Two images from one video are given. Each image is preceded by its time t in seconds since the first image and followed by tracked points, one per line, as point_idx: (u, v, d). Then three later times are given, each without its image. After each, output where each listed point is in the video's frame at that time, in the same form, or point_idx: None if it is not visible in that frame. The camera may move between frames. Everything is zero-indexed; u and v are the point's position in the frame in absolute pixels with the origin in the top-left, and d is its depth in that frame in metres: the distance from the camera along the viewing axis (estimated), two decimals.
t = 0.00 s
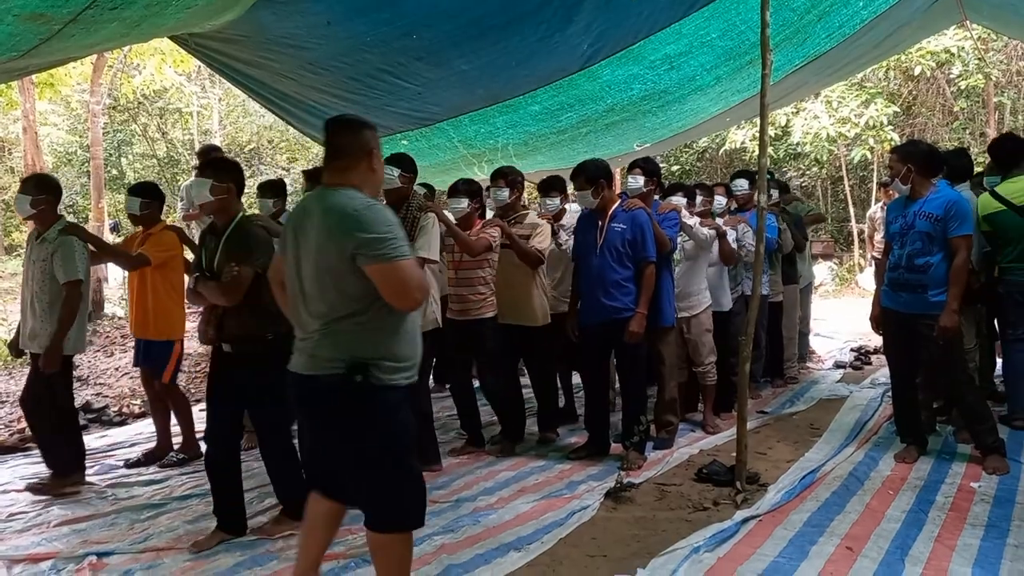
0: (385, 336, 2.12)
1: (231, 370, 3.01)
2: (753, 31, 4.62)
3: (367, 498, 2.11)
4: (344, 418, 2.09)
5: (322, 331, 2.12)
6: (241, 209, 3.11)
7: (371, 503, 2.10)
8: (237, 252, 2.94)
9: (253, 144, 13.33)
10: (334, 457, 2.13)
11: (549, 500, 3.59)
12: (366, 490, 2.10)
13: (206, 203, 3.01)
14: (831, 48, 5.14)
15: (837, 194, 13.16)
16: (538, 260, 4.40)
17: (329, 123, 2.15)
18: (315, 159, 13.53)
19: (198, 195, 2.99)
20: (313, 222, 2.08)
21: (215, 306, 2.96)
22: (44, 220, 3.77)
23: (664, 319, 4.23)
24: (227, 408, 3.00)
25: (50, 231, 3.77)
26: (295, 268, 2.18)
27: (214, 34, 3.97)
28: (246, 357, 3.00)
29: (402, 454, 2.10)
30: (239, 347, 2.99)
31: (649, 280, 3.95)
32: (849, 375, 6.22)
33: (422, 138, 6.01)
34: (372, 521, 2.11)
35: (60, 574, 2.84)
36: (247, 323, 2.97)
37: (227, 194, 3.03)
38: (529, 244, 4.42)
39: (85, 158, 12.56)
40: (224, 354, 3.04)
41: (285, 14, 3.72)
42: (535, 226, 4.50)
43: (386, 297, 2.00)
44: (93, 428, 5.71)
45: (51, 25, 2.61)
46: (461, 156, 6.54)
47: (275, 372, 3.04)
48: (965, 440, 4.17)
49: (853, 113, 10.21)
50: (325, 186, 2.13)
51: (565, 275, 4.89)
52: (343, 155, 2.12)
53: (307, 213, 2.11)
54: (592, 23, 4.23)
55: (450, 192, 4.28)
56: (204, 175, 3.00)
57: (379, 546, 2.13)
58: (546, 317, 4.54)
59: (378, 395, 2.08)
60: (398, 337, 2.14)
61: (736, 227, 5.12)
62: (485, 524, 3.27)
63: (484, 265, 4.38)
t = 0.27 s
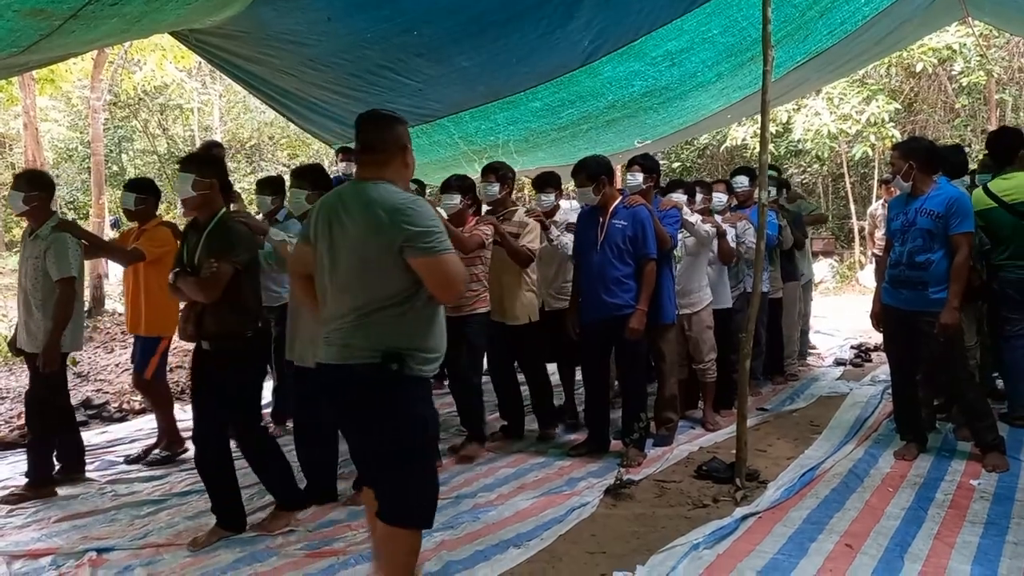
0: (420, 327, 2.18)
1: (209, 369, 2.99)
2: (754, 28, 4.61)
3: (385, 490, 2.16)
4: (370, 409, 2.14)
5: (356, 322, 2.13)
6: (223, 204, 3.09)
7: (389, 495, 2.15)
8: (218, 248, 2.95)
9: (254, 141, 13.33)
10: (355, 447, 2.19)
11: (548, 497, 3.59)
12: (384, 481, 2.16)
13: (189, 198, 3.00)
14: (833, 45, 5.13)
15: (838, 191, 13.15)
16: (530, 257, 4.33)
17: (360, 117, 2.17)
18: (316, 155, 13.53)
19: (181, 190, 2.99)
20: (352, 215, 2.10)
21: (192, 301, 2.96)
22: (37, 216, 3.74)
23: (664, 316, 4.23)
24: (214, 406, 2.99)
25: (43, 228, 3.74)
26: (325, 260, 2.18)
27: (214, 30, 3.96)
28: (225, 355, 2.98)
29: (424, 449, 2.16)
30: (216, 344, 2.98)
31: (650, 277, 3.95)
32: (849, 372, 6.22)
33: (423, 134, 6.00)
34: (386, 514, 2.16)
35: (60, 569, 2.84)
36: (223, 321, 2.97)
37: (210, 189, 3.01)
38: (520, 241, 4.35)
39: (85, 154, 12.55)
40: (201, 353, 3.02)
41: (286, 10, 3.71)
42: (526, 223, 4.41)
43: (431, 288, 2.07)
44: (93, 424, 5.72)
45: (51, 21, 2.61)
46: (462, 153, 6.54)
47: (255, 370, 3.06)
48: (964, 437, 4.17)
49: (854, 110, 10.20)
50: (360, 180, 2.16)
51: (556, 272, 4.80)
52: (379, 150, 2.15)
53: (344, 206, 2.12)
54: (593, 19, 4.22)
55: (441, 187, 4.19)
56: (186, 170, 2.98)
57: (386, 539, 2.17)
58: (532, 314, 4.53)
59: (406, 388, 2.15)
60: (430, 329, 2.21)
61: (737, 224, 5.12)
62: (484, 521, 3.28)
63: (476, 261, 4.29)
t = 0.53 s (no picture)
0: (442, 321, 2.31)
1: (193, 370, 2.94)
2: (754, 29, 4.61)
3: (407, 480, 2.26)
4: (404, 401, 2.25)
5: (385, 320, 2.25)
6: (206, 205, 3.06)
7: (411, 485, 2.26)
8: (201, 250, 2.90)
9: (253, 141, 13.30)
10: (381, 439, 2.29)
11: (547, 498, 3.59)
12: (407, 472, 2.26)
13: (172, 199, 2.96)
14: (832, 46, 5.13)
15: (837, 192, 13.15)
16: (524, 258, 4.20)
17: (368, 126, 2.27)
18: (315, 155, 13.52)
19: (164, 190, 2.95)
20: (371, 220, 2.21)
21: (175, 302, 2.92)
22: (27, 216, 3.73)
23: (663, 317, 4.22)
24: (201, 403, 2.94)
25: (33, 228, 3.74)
26: (347, 265, 2.28)
27: (213, 30, 3.96)
28: (213, 354, 2.94)
29: (452, 440, 2.29)
30: (200, 345, 2.94)
31: (649, 278, 3.95)
32: (848, 373, 6.22)
33: (422, 135, 6.00)
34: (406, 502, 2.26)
35: (58, 571, 2.83)
36: (208, 322, 2.94)
37: (193, 189, 2.98)
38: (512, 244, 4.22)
39: (84, 154, 12.53)
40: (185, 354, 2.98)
41: (285, 10, 3.71)
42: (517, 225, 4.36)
43: (454, 282, 2.20)
44: (91, 424, 5.71)
45: (50, 21, 2.61)
46: (460, 153, 6.54)
47: (239, 371, 3.03)
48: (963, 439, 4.17)
49: (853, 111, 10.21)
50: (374, 185, 2.27)
51: (549, 274, 4.74)
52: (387, 156, 2.26)
53: (362, 212, 2.23)
54: (592, 20, 4.22)
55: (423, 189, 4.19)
56: (168, 170, 2.94)
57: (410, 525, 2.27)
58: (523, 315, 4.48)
59: (439, 381, 2.27)
60: (453, 321, 2.34)
61: (736, 225, 5.13)
62: (483, 522, 3.27)
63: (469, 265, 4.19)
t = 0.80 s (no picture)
0: (456, 309, 2.45)
1: (180, 371, 2.87)
2: (754, 27, 4.61)
3: (444, 461, 2.44)
4: (423, 390, 2.43)
5: (401, 311, 2.40)
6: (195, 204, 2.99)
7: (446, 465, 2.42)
8: (189, 249, 2.84)
9: (253, 140, 13.29)
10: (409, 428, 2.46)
11: (547, 496, 3.59)
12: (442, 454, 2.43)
13: (160, 198, 2.89)
14: (832, 44, 5.13)
15: (837, 191, 13.14)
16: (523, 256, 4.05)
17: (374, 126, 2.40)
18: (314, 153, 13.51)
19: (152, 189, 2.89)
20: (382, 216, 2.35)
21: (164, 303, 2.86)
22: (19, 214, 3.73)
23: (663, 315, 4.22)
24: (191, 404, 2.89)
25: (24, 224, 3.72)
26: (362, 260, 2.43)
27: (213, 28, 3.96)
28: (201, 355, 2.87)
29: (475, 418, 2.45)
30: (188, 345, 2.86)
31: (649, 277, 3.96)
32: (848, 372, 6.22)
33: (422, 133, 6.00)
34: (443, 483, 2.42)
35: (58, 569, 2.83)
36: (196, 323, 2.87)
37: (182, 189, 2.91)
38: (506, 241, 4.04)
39: (84, 152, 12.51)
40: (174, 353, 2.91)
41: (285, 8, 3.70)
42: (511, 223, 4.21)
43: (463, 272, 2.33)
44: (91, 423, 5.71)
45: (50, 19, 2.60)
46: (461, 152, 6.54)
47: (226, 372, 2.96)
48: (963, 437, 4.17)
49: (853, 110, 10.20)
50: (382, 183, 2.40)
51: (547, 274, 4.70)
52: (394, 154, 2.39)
53: (373, 209, 2.37)
54: (593, 19, 4.22)
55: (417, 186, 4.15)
56: (156, 169, 2.87)
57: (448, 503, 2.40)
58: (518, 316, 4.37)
59: (455, 367, 2.44)
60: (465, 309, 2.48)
61: (737, 224, 5.13)
62: (483, 521, 3.28)
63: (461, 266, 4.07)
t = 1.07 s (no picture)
0: (464, 303, 2.50)
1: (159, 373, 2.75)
2: (750, 26, 4.61)
3: (458, 451, 2.49)
4: (438, 381, 2.47)
5: (412, 305, 2.44)
6: (175, 203, 2.88)
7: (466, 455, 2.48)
8: (169, 249, 2.74)
9: (250, 137, 13.27)
10: (427, 420, 2.50)
11: (543, 494, 3.60)
12: (461, 446, 2.48)
13: (139, 196, 2.79)
14: (829, 43, 5.13)
15: (833, 190, 13.16)
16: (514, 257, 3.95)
17: (384, 125, 2.47)
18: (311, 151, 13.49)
19: (130, 187, 2.78)
20: (390, 212, 2.41)
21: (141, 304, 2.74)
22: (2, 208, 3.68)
23: (659, 314, 4.23)
24: (171, 407, 2.77)
25: (5, 219, 3.64)
26: (371, 256, 2.49)
27: (209, 25, 3.95)
28: (182, 357, 2.76)
29: (486, 407, 2.50)
30: (167, 347, 2.75)
31: (646, 275, 3.97)
32: (844, 370, 6.23)
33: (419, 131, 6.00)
34: (464, 473, 2.49)
35: (53, 567, 2.83)
36: (174, 324, 2.74)
37: (162, 187, 2.81)
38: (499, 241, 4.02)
39: (80, 150, 12.47)
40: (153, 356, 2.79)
41: (281, 6, 3.69)
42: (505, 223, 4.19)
43: (469, 266, 2.37)
44: (87, 421, 5.70)
45: (45, 16, 2.60)
46: (457, 150, 6.56)
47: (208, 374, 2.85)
48: (958, 436, 4.18)
49: (850, 108, 10.22)
50: (391, 179, 2.47)
51: (543, 275, 4.73)
52: (400, 152, 2.46)
53: (381, 206, 2.43)
54: (590, 17, 4.22)
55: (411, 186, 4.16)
56: (135, 166, 2.78)
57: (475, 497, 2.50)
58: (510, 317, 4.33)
59: (467, 358, 2.49)
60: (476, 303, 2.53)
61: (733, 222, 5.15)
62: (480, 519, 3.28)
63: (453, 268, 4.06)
